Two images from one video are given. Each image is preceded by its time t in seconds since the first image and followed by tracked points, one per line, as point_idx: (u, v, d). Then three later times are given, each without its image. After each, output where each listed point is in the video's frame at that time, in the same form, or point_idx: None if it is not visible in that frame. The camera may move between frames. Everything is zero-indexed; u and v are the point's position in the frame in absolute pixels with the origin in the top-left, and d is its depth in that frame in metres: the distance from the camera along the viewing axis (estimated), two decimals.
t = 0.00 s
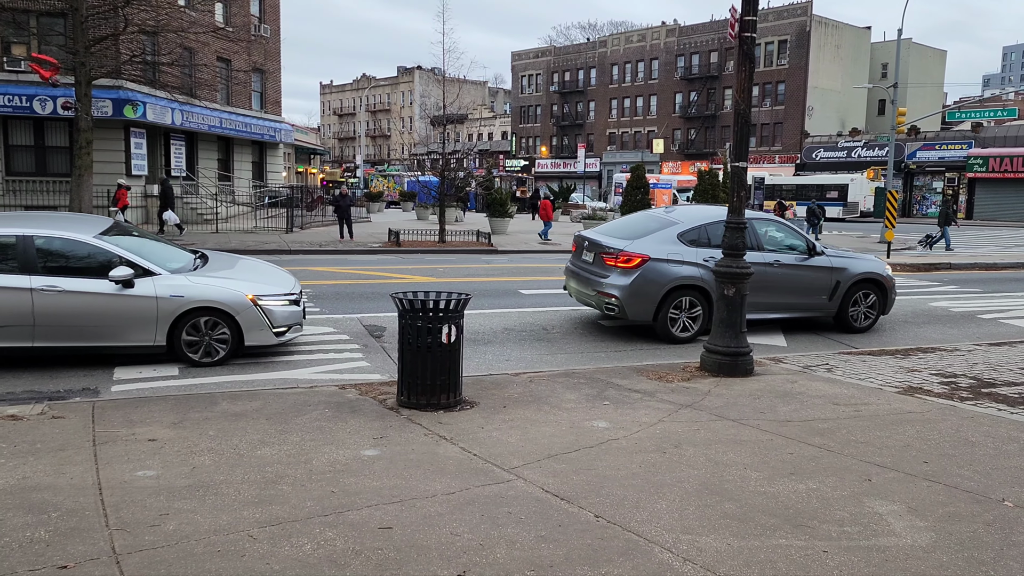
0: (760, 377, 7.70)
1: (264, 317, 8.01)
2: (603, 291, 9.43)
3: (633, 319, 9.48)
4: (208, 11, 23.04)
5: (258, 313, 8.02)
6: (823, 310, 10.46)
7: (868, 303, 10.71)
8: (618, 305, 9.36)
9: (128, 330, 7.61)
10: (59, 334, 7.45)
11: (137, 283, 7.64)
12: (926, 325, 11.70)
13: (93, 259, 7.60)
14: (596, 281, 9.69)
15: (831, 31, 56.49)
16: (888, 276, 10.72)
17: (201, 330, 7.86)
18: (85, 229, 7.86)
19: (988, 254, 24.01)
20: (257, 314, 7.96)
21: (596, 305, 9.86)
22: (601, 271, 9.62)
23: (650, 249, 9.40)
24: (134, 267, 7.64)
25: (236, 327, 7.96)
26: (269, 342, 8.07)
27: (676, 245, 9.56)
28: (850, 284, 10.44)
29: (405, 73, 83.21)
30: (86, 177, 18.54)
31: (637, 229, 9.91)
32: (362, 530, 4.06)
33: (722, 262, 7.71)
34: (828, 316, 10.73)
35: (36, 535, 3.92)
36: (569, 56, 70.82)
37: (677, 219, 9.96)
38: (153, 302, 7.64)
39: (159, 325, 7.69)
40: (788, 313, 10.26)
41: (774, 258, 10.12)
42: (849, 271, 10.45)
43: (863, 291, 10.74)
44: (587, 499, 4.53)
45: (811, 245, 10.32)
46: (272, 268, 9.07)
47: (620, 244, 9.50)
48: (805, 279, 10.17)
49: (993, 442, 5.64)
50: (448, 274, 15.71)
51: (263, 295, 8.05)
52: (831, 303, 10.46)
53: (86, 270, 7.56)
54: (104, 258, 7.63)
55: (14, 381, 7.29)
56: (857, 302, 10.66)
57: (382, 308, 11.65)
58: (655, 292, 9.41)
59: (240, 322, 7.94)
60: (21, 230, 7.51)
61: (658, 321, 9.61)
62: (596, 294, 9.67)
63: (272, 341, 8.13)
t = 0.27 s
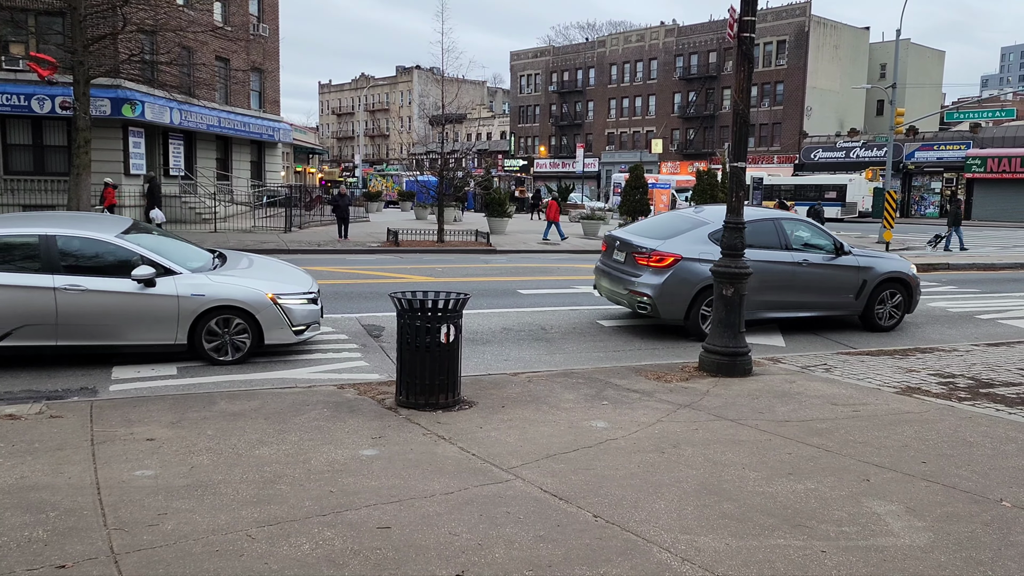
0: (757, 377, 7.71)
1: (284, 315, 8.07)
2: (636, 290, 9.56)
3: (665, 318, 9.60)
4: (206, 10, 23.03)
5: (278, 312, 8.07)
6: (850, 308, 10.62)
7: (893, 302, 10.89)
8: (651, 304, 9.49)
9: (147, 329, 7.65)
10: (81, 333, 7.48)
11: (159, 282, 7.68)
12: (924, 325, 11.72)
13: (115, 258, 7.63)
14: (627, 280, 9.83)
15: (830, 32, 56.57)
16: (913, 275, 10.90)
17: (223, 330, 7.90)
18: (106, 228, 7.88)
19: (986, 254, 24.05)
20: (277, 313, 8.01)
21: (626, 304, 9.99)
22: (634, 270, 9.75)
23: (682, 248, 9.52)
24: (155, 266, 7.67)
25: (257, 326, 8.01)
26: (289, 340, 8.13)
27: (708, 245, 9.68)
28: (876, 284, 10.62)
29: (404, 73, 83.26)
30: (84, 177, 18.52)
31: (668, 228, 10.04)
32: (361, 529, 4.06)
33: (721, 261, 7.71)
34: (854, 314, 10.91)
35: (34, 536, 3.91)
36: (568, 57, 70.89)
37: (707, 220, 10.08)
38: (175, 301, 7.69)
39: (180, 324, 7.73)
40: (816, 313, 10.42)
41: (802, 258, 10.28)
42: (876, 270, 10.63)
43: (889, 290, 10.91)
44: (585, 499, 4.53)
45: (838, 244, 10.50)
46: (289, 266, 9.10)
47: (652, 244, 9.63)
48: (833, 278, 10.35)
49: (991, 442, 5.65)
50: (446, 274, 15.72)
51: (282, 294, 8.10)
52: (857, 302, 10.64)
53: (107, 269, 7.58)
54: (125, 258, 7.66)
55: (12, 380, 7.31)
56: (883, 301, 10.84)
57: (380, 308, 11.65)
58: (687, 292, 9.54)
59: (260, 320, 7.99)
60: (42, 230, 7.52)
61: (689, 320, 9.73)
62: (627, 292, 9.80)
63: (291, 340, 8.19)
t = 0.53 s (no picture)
0: (757, 374, 7.71)
1: (308, 313, 8.18)
2: (676, 286, 9.80)
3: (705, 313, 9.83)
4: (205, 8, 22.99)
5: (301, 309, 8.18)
6: (884, 304, 10.83)
7: (927, 298, 11.11)
8: (691, 299, 9.72)
9: (172, 327, 7.75)
10: (108, 330, 7.56)
11: (184, 280, 7.78)
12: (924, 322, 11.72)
13: (142, 258, 7.74)
14: (667, 277, 10.06)
15: (829, 29, 56.56)
16: (946, 272, 11.11)
17: (247, 327, 8.01)
18: (132, 227, 7.99)
19: (986, 252, 24.05)
20: (300, 310, 8.12)
21: (666, 300, 10.22)
22: (673, 267, 9.98)
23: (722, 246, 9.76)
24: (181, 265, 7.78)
25: (280, 323, 8.11)
26: (313, 337, 8.24)
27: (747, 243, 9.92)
28: (910, 280, 10.83)
29: (403, 71, 83.26)
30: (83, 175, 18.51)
31: (706, 226, 10.28)
32: (360, 527, 4.06)
33: (720, 259, 7.69)
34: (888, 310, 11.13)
35: (33, 533, 3.91)
36: (567, 54, 70.88)
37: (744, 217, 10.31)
38: (201, 298, 7.80)
39: (205, 321, 7.83)
40: (852, 308, 10.64)
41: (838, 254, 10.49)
42: (910, 266, 10.84)
43: (922, 286, 11.13)
44: (585, 496, 4.52)
45: (873, 241, 10.71)
46: (308, 264, 9.19)
47: (692, 241, 9.88)
48: (869, 274, 10.58)
49: (991, 439, 5.64)
50: (446, 272, 15.73)
51: (305, 291, 8.21)
52: (892, 298, 10.85)
53: (132, 268, 7.68)
54: (150, 256, 7.76)
55: (12, 379, 7.30)
56: (917, 297, 11.06)
57: (380, 305, 11.65)
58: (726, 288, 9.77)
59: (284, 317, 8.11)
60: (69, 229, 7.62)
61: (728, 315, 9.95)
62: (667, 288, 10.03)
63: (315, 337, 8.30)
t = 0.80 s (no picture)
0: (758, 371, 7.70)
1: (337, 311, 8.23)
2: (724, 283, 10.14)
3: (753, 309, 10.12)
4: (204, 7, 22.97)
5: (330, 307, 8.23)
6: (926, 299, 11.10)
7: (967, 293, 11.38)
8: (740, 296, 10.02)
9: (201, 326, 7.85)
10: (139, 328, 7.68)
11: (213, 279, 7.87)
12: (924, 319, 11.71)
13: (173, 256, 7.85)
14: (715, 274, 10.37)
15: (829, 27, 56.52)
16: (985, 267, 11.39)
17: (276, 325, 8.08)
18: (163, 227, 8.10)
19: (987, 249, 24.03)
20: (328, 309, 8.16)
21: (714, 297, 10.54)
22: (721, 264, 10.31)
23: (770, 244, 10.05)
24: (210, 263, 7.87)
25: (308, 321, 8.16)
26: (341, 335, 8.29)
27: (794, 240, 10.19)
28: (952, 275, 11.10)
29: (403, 69, 83.26)
30: (83, 174, 18.50)
31: (753, 224, 10.56)
32: (360, 525, 4.05)
33: (720, 257, 7.69)
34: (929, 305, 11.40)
35: (33, 532, 3.90)
36: (567, 52, 70.84)
37: (790, 215, 10.59)
38: (229, 297, 7.89)
39: (234, 320, 7.93)
40: (896, 303, 10.89)
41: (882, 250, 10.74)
42: (951, 262, 11.11)
43: (962, 281, 11.40)
44: (585, 494, 4.52)
45: (916, 237, 10.97)
46: (334, 262, 9.24)
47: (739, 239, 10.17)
48: (914, 269, 10.82)
49: (991, 436, 5.64)
50: (447, 270, 15.74)
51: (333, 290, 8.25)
52: (934, 292, 11.11)
53: (162, 267, 7.79)
54: (180, 256, 7.87)
55: (11, 378, 7.29)
56: (958, 292, 11.34)
57: (380, 304, 11.65)
58: (774, 284, 10.08)
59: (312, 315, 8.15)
60: (103, 228, 7.77)
61: (777, 311, 10.23)
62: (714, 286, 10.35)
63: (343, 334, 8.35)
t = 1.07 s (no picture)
0: (759, 370, 7.70)
1: (368, 311, 8.33)
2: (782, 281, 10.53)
3: (810, 306, 10.48)
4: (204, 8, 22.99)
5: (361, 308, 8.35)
6: (974, 295, 11.44)
7: (1013, 289, 11.74)
8: (798, 294, 10.39)
9: (234, 326, 7.96)
10: (175, 328, 7.78)
11: (247, 279, 7.97)
12: (925, 318, 11.69)
13: (207, 258, 7.96)
14: (772, 273, 10.76)
15: (830, 25, 56.48)
16: None
17: (310, 325, 8.19)
18: (195, 228, 8.20)
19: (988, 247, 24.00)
20: (358, 309, 8.26)
21: (771, 295, 10.91)
22: (779, 263, 10.71)
23: (826, 242, 10.43)
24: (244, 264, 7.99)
25: (339, 321, 8.26)
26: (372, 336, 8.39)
27: (849, 239, 10.57)
28: (1000, 271, 11.45)
29: (404, 69, 83.27)
30: (84, 175, 18.52)
31: (808, 224, 10.96)
32: (361, 526, 4.06)
33: (720, 256, 7.68)
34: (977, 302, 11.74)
35: (35, 534, 3.91)
36: (567, 52, 70.82)
37: (843, 215, 10.97)
38: (263, 298, 8.00)
39: (268, 320, 8.04)
40: (947, 300, 11.25)
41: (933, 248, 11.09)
42: (999, 259, 11.47)
43: (1008, 278, 11.76)
44: (586, 494, 4.52)
45: (965, 235, 11.33)
46: (360, 263, 9.33)
47: (797, 238, 10.56)
48: (964, 266, 11.18)
49: (993, 435, 5.63)
50: (448, 270, 15.74)
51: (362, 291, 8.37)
52: (982, 289, 11.46)
53: (195, 268, 7.89)
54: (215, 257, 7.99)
55: (14, 379, 7.32)
56: (1004, 288, 11.69)
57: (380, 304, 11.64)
58: (831, 282, 10.45)
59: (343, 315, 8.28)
60: (138, 230, 7.86)
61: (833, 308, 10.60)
62: (773, 284, 10.73)
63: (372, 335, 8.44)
